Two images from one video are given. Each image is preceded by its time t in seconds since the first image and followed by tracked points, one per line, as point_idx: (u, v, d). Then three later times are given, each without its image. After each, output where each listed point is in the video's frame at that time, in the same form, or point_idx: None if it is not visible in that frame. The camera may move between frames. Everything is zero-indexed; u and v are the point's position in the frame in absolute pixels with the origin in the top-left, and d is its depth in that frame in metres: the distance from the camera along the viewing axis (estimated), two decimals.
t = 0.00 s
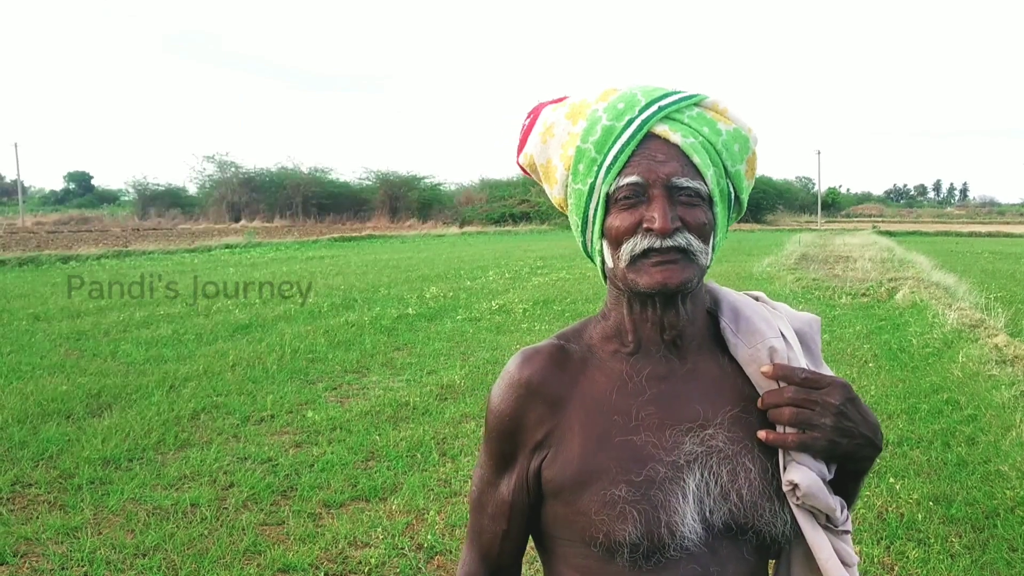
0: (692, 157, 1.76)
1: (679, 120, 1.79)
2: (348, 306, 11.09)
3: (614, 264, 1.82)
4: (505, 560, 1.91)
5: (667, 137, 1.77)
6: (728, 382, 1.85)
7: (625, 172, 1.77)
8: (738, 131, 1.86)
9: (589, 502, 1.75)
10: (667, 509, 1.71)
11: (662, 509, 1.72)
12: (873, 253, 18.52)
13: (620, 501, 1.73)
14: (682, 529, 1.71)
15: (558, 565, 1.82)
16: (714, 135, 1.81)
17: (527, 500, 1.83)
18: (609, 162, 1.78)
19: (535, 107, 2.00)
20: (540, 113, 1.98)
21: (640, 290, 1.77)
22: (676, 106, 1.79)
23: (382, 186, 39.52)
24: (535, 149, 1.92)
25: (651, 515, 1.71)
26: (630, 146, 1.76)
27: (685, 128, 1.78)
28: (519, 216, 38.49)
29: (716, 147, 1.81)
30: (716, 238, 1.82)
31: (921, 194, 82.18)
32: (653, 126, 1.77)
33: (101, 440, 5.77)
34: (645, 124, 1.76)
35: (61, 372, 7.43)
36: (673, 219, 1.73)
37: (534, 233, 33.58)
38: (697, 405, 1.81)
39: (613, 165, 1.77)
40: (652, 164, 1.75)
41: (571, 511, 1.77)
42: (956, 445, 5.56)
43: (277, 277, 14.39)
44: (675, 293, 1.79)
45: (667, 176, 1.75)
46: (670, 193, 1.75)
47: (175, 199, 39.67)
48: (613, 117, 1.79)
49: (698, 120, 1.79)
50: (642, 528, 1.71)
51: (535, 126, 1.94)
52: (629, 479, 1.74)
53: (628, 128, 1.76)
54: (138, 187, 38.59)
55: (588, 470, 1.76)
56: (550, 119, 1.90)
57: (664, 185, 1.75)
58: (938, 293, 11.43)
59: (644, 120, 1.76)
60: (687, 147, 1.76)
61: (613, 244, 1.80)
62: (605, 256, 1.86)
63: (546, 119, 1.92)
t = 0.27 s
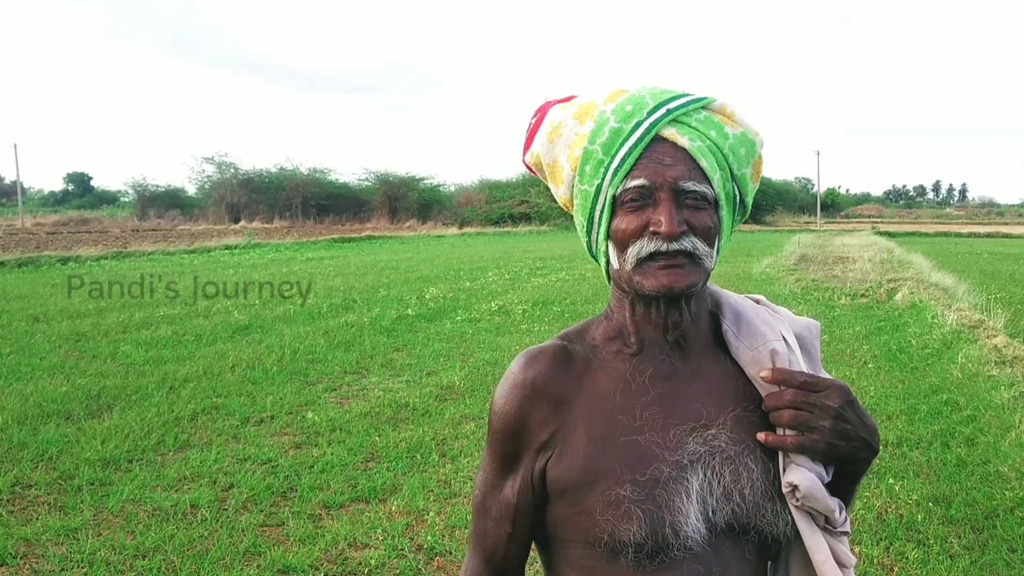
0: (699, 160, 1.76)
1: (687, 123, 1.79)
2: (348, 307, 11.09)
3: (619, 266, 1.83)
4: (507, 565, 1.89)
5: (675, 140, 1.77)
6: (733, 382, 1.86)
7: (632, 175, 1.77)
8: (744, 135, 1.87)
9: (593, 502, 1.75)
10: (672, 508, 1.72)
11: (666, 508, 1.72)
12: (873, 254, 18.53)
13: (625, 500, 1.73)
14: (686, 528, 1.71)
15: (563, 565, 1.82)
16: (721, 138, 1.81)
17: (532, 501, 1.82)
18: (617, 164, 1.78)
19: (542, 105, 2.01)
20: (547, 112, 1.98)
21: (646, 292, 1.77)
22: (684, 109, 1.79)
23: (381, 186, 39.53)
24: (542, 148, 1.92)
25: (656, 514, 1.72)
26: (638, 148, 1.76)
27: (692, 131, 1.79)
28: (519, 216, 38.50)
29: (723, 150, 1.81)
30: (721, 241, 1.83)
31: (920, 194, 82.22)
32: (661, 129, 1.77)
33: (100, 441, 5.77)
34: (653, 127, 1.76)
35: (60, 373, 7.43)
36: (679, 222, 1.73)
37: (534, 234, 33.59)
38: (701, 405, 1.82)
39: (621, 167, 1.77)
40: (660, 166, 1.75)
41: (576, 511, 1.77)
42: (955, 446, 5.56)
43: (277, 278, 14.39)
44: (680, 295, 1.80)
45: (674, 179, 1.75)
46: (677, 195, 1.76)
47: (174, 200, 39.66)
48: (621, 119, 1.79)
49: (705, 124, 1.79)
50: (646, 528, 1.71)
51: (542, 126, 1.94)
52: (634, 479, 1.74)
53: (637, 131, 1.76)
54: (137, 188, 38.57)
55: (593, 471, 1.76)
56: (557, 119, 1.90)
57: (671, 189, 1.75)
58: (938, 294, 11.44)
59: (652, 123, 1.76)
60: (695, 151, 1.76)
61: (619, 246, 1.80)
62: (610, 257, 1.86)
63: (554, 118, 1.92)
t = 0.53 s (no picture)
0: (701, 160, 1.76)
1: (690, 123, 1.79)
2: (347, 308, 11.08)
3: (619, 265, 1.82)
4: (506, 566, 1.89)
5: (677, 139, 1.77)
6: (730, 383, 1.85)
7: (634, 173, 1.77)
8: (747, 136, 1.86)
9: (590, 501, 1.74)
10: (667, 507, 1.72)
11: (663, 507, 1.72)
12: (872, 255, 18.56)
13: (621, 500, 1.73)
14: (682, 528, 1.70)
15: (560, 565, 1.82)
16: (724, 138, 1.81)
17: (529, 501, 1.82)
18: (619, 161, 1.77)
19: (545, 101, 2.01)
20: (551, 108, 1.98)
21: (645, 291, 1.76)
22: (688, 108, 1.79)
23: (380, 188, 39.53)
24: (544, 144, 1.92)
25: (651, 514, 1.71)
26: (641, 146, 1.75)
27: (696, 131, 1.78)
28: (518, 218, 38.52)
29: (725, 151, 1.81)
30: (721, 242, 1.82)
31: (919, 195, 82.30)
32: (664, 128, 1.77)
33: (98, 442, 5.75)
34: (657, 125, 1.76)
35: (58, 374, 7.41)
36: (680, 222, 1.72)
37: (533, 235, 33.59)
38: (698, 404, 1.81)
39: (623, 165, 1.77)
40: (662, 165, 1.75)
41: (573, 511, 1.76)
42: (954, 448, 5.56)
43: (276, 279, 14.38)
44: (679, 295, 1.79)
45: (676, 178, 1.74)
46: (678, 195, 1.75)
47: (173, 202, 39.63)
48: (625, 117, 1.79)
49: (709, 124, 1.79)
50: (642, 528, 1.70)
51: (544, 121, 1.94)
52: (630, 478, 1.74)
53: (640, 129, 1.76)
54: (136, 189, 38.53)
55: (589, 470, 1.75)
56: (560, 115, 1.90)
57: (672, 188, 1.74)
58: (937, 295, 11.45)
59: (656, 122, 1.76)
60: (697, 151, 1.76)
61: (619, 245, 1.80)
62: (609, 255, 1.86)
63: (556, 114, 1.92)
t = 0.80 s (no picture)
0: (695, 163, 1.76)
1: (684, 126, 1.79)
2: (345, 309, 11.08)
3: (611, 266, 1.82)
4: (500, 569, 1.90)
5: (671, 141, 1.77)
6: (722, 383, 1.86)
7: (627, 174, 1.77)
8: (741, 139, 1.87)
9: (580, 502, 1.74)
10: (658, 507, 1.72)
11: (653, 507, 1.72)
12: (870, 257, 18.57)
13: (611, 500, 1.73)
14: (674, 528, 1.70)
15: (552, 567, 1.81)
16: (718, 141, 1.81)
17: (521, 503, 1.82)
18: (613, 163, 1.77)
19: (541, 100, 2.01)
20: (546, 108, 1.98)
21: (636, 293, 1.77)
22: (682, 111, 1.79)
23: (379, 189, 39.56)
24: (539, 144, 1.92)
25: (642, 514, 1.71)
26: (635, 148, 1.76)
27: (690, 133, 1.79)
28: (516, 219, 38.55)
29: (719, 154, 1.81)
30: (714, 244, 1.83)
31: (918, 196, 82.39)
32: (658, 130, 1.77)
33: (97, 444, 5.75)
34: (651, 127, 1.76)
35: (57, 376, 7.41)
36: (672, 224, 1.73)
37: (532, 236, 33.60)
38: (689, 405, 1.82)
39: (616, 167, 1.77)
40: (655, 167, 1.75)
41: (565, 512, 1.76)
42: (952, 449, 5.57)
43: (274, 281, 14.38)
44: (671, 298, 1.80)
45: (669, 180, 1.75)
46: (671, 198, 1.76)
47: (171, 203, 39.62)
48: (620, 118, 1.79)
49: (703, 127, 1.79)
50: (633, 528, 1.70)
51: (540, 122, 1.94)
52: (620, 478, 1.74)
53: (634, 131, 1.76)
54: (135, 191, 38.50)
55: (580, 471, 1.75)
56: (556, 115, 1.90)
57: (665, 190, 1.75)
58: (935, 296, 11.47)
59: (650, 124, 1.76)
60: (691, 153, 1.76)
61: (613, 246, 1.80)
62: (602, 256, 1.86)
63: (552, 114, 1.92)
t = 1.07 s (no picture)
0: (683, 163, 1.76)
1: (672, 127, 1.79)
2: (343, 311, 11.07)
3: (601, 268, 1.82)
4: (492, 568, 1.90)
5: (659, 143, 1.77)
6: (714, 385, 1.85)
7: (615, 176, 1.77)
8: (730, 140, 1.87)
9: (568, 502, 1.74)
10: (646, 507, 1.71)
11: (641, 508, 1.72)
12: (867, 258, 18.60)
13: (599, 500, 1.73)
14: (662, 528, 1.70)
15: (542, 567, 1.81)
16: (706, 142, 1.81)
17: (512, 502, 1.83)
18: (601, 165, 1.77)
19: (532, 105, 2.02)
20: (537, 113, 1.98)
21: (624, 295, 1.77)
22: (670, 112, 1.79)
23: (377, 190, 39.56)
24: (530, 148, 1.93)
25: (630, 514, 1.71)
26: (622, 150, 1.76)
27: (677, 134, 1.78)
28: (515, 220, 38.57)
29: (708, 154, 1.81)
30: (703, 245, 1.82)
31: (915, 198, 82.52)
32: (645, 132, 1.77)
33: (93, 445, 5.73)
34: (638, 129, 1.76)
35: (53, 377, 7.39)
36: (660, 225, 1.73)
37: (530, 238, 33.59)
38: (679, 406, 1.82)
39: (604, 169, 1.77)
40: (643, 169, 1.75)
41: (553, 511, 1.76)
42: (949, 451, 5.57)
43: (272, 282, 14.36)
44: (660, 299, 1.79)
45: (657, 182, 1.74)
46: (659, 200, 1.76)
47: (169, 204, 39.57)
48: (607, 121, 1.79)
49: (691, 128, 1.79)
50: (621, 528, 1.70)
51: (531, 126, 1.95)
52: (608, 478, 1.74)
53: (621, 133, 1.76)
54: (132, 192, 38.43)
55: (568, 472, 1.75)
56: (546, 119, 1.91)
57: (653, 192, 1.75)
58: (932, 298, 11.48)
59: (637, 126, 1.76)
60: (678, 154, 1.76)
61: (601, 248, 1.80)
62: (592, 258, 1.86)
63: (542, 118, 1.92)
